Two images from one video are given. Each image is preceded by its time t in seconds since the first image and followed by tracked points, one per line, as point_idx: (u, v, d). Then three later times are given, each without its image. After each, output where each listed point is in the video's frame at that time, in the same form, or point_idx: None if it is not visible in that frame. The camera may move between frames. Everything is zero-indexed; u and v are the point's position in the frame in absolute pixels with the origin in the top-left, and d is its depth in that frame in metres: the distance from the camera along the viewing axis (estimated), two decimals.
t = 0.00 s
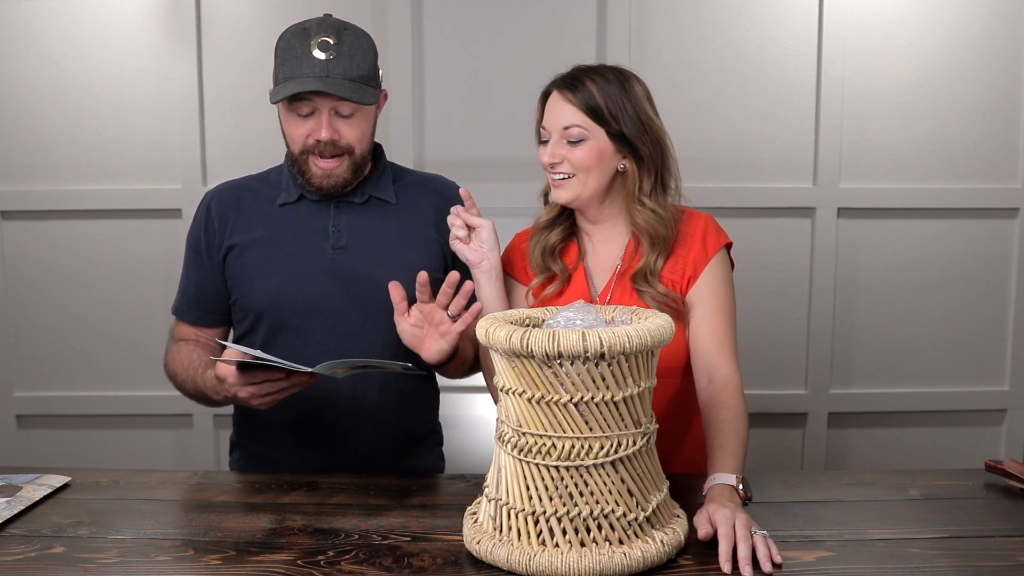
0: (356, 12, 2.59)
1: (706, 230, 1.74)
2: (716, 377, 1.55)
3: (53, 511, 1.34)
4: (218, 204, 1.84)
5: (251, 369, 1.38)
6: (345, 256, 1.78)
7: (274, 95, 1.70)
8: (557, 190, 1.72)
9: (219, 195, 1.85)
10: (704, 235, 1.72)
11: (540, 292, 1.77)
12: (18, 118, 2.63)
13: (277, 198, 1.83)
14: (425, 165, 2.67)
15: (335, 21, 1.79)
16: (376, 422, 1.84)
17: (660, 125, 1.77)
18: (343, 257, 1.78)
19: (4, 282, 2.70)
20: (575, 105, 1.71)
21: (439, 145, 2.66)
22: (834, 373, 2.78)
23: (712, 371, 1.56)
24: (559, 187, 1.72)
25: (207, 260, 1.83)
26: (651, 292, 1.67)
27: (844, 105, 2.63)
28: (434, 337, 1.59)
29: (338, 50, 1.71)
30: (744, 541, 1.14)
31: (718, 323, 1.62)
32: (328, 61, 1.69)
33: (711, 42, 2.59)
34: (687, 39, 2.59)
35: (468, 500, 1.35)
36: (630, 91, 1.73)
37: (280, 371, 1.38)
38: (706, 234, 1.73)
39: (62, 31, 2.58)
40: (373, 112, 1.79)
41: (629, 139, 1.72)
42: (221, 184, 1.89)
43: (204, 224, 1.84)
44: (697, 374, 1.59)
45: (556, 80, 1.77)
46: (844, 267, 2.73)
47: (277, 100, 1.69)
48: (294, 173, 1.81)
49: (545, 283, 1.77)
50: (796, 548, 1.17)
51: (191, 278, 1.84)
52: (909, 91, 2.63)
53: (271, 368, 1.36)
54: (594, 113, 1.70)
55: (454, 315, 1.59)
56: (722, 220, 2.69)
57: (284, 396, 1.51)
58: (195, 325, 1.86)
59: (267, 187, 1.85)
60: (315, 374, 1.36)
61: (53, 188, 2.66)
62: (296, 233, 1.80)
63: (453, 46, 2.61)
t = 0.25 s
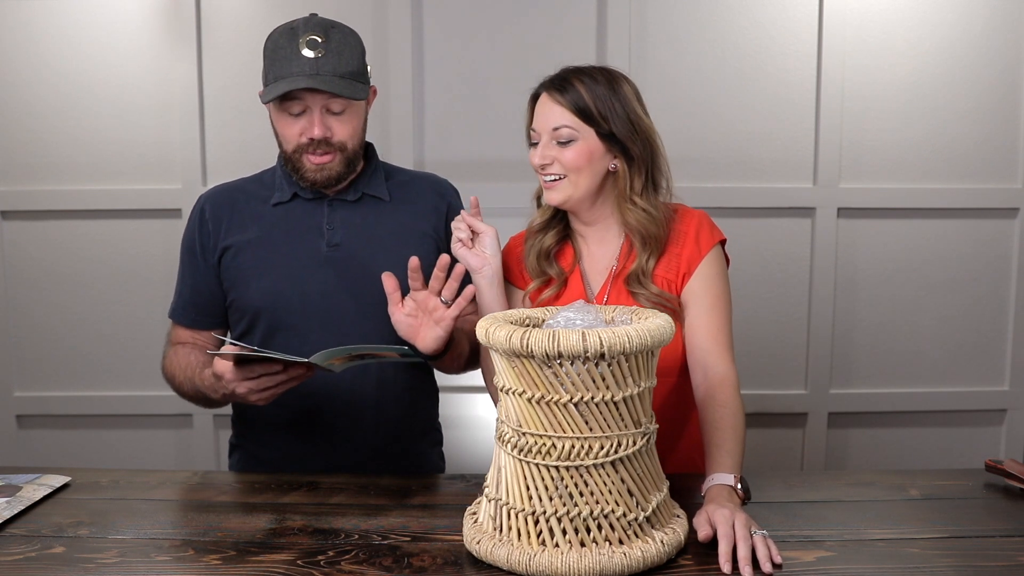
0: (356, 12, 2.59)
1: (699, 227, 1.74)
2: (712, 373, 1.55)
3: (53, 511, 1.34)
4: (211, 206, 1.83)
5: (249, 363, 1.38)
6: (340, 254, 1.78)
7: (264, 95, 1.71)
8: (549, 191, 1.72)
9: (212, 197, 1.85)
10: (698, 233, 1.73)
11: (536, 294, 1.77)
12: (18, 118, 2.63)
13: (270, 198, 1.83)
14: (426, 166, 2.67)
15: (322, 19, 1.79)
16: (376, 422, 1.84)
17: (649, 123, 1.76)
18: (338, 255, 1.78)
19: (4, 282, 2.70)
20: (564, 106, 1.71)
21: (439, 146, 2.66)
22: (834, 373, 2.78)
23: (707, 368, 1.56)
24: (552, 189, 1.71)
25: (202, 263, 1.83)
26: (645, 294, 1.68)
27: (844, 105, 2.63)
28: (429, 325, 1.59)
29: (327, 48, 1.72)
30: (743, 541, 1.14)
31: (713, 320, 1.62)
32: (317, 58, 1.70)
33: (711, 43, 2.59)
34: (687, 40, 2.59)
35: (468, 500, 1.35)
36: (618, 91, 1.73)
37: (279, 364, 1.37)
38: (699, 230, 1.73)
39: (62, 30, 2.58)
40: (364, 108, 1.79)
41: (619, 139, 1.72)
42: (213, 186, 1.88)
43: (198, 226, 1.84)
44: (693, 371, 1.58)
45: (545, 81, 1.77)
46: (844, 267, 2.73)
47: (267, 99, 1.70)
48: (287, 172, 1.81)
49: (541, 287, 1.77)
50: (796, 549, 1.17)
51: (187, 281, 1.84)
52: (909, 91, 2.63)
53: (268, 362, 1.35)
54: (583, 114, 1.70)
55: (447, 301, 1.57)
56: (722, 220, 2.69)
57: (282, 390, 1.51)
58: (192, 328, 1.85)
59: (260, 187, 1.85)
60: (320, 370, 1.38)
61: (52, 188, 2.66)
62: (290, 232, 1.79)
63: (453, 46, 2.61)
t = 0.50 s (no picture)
0: (356, 12, 2.59)
1: (698, 226, 1.73)
2: (712, 373, 1.55)
3: (54, 511, 1.34)
4: (202, 212, 1.83)
5: (245, 362, 1.37)
6: (334, 253, 1.78)
7: (251, 99, 1.71)
8: (544, 189, 1.72)
9: (203, 205, 1.85)
10: (696, 232, 1.72)
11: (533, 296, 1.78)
12: (18, 117, 2.63)
13: (261, 201, 1.82)
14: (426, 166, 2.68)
15: (306, 21, 1.79)
16: (376, 422, 1.84)
17: (643, 121, 1.77)
18: (333, 254, 1.78)
19: (4, 282, 2.70)
20: (557, 104, 1.72)
21: (439, 145, 2.66)
22: (834, 373, 2.78)
23: (707, 367, 1.56)
24: (547, 187, 1.72)
25: (197, 270, 1.83)
26: (640, 292, 1.67)
27: (844, 105, 2.63)
28: (426, 317, 1.59)
29: (312, 49, 1.72)
30: (744, 541, 1.14)
31: (712, 320, 1.61)
32: (303, 60, 1.70)
33: (711, 42, 2.59)
34: (687, 39, 2.59)
35: (468, 500, 1.35)
36: (611, 89, 1.74)
37: (275, 361, 1.36)
38: (697, 230, 1.72)
39: (62, 30, 2.58)
40: (350, 109, 1.79)
41: (612, 136, 1.72)
42: (202, 193, 1.88)
43: (190, 234, 1.83)
44: (693, 370, 1.58)
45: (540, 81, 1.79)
46: (844, 267, 2.73)
47: (253, 102, 1.70)
48: (276, 175, 1.81)
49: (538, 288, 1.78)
50: (796, 548, 1.17)
51: (182, 289, 1.84)
52: (909, 90, 2.63)
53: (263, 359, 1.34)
54: (576, 111, 1.71)
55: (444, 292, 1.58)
56: (722, 220, 2.69)
57: (282, 387, 1.50)
58: (188, 335, 1.85)
59: (250, 191, 1.85)
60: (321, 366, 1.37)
61: (52, 188, 2.66)
62: (283, 233, 1.79)
63: (454, 46, 2.61)
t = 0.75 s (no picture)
0: (357, 12, 2.59)
1: (703, 227, 1.73)
2: (714, 374, 1.55)
3: (53, 511, 1.34)
4: (187, 228, 1.83)
5: (243, 359, 1.39)
6: (323, 255, 1.79)
7: (239, 104, 1.69)
8: (548, 185, 1.73)
9: (187, 223, 1.84)
10: (701, 234, 1.72)
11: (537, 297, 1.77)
12: (18, 117, 2.63)
13: (244, 212, 1.82)
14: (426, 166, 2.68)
15: (301, 32, 1.78)
16: (377, 422, 1.84)
17: (648, 120, 1.77)
18: (323, 254, 1.79)
19: (4, 282, 2.70)
20: (562, 101, 1.73)
21: (439, 145, 2.66)
22: (834, 373, 2.78)
23: (710, 368, 1.56)
24: (551, 183, 1.73)
25: (190, 286, 1.83)
26: (644, 292, 1.67)
27: (844, 104, 2.63)
28: (423, 301, 1.58)
29: (306, 62, 1.71)
30: (744, 541, 1.14)
31: (716, 321, 1.61)
32: (297, 71, 1.69)
33: (711, 42, 2.59)
34: (687, 39, 2.59)
35: (467, 500, 1.35)
36: (617, 87, 1.74)
37: (272, 354, 1.38)
38: (703, 231, 1.72)
39: (62, 30, 2.58)
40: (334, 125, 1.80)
41: (616, 134, 1.73)
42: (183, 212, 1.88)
43: (178, 252, 1.83)
44: (696, 371, 1.58)
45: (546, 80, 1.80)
46: (844, 267, 2.73)
47: (242, 108, 1.68)
48: (257, 184, 1.81)
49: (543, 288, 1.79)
50: (797, 549, 1.17)
51: (177, 308, 1.83)
52: (909, 90, 2.63)
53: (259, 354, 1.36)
54: (581, 108, 1.72)
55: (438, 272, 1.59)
56: (722, 220, 2.69)
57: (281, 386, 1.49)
58: (186, 352, 1.85)
59: (231, 204, 1.84)
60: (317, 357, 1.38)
61: (52, 188, 2.66)
62: (272, 239, 1.79)
63: (454, 46, 2.61)
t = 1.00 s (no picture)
0: (357, 12, 2.59)
1: (708, 229, 1.74)
2: (716, 374, 1.55)
3: (54, 511, 1.34)
4: (183, 234, 1.83)
5: (245, 364, 1.39)
6: (319, 255, 1.79)
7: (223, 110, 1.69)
8: (555, 183, 1.73)
9: (181, 229, 1.84)
10: (706, 235, 1.72)
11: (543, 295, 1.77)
12: (18, 116, 2.63)
13: (239, 216, 1.82)
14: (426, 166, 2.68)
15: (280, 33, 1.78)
16: (377, 422, 1.84)
17: (655, 120, 1.78)
18: (319, 254, 1.79)
19: (4, 282, 2.70)
20: (569, 99, 1.73)
21: (439, 145, 2.66)
22: (834, 373, 2.78)
23: (712, 369, 1.56)
24: (557, 180, 1.73)
25: (187, 292, 1.83)
26: (652, 292, 1.68)
27: (844, 104, 2.63)
28: (424, 284, 1.58)
29: (287, 62, 1.71)
30: (744, 541, 1.14)
31: (719, 323, 1.61)
32: (278, 73, 1.68)
33: (711, 42, 2.59)
34: (687, 39, 2.59)
35: (467, 500, 1.35)
36: (624, 87, 1.75)
37: (273, 357, 1.37)
38: (708, 233, 1.73)
39: (62, 30, 2.58)
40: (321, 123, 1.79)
41: (623, 133, 1.73)
42: (179, 219, 1.88)
43: (174, 258, 1.83)
44: (698, 372, 1.59)
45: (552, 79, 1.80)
46: (844, 267, 2.73)
47: (226, 114, 1.68)
48: (249, 189, 1.81)
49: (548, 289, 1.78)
50: (797, 549, 1.17)
51: (174, 315, 1.83)
52: (909, 90, 2.63)
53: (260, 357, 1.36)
54: (588, 107, 1.72)
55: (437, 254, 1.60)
56: (722, 220, 2.69)
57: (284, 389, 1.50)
58: (185, 358, 1.85)
59: (225, 208, 1.85)
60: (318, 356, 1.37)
61: (52, 188, 2.66)
62: (267, 241, 1.80)
63: (454, 46, 2.61)
